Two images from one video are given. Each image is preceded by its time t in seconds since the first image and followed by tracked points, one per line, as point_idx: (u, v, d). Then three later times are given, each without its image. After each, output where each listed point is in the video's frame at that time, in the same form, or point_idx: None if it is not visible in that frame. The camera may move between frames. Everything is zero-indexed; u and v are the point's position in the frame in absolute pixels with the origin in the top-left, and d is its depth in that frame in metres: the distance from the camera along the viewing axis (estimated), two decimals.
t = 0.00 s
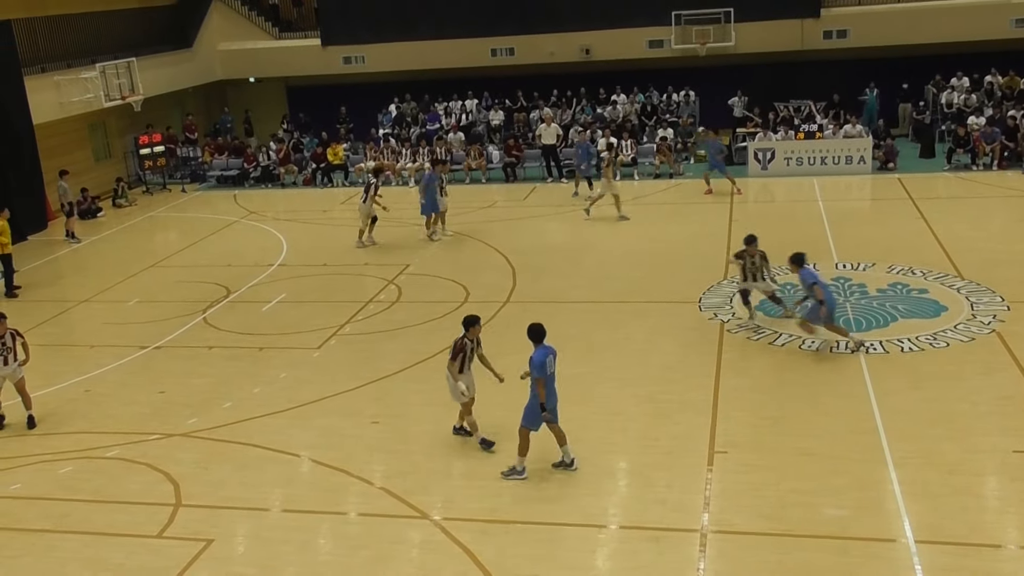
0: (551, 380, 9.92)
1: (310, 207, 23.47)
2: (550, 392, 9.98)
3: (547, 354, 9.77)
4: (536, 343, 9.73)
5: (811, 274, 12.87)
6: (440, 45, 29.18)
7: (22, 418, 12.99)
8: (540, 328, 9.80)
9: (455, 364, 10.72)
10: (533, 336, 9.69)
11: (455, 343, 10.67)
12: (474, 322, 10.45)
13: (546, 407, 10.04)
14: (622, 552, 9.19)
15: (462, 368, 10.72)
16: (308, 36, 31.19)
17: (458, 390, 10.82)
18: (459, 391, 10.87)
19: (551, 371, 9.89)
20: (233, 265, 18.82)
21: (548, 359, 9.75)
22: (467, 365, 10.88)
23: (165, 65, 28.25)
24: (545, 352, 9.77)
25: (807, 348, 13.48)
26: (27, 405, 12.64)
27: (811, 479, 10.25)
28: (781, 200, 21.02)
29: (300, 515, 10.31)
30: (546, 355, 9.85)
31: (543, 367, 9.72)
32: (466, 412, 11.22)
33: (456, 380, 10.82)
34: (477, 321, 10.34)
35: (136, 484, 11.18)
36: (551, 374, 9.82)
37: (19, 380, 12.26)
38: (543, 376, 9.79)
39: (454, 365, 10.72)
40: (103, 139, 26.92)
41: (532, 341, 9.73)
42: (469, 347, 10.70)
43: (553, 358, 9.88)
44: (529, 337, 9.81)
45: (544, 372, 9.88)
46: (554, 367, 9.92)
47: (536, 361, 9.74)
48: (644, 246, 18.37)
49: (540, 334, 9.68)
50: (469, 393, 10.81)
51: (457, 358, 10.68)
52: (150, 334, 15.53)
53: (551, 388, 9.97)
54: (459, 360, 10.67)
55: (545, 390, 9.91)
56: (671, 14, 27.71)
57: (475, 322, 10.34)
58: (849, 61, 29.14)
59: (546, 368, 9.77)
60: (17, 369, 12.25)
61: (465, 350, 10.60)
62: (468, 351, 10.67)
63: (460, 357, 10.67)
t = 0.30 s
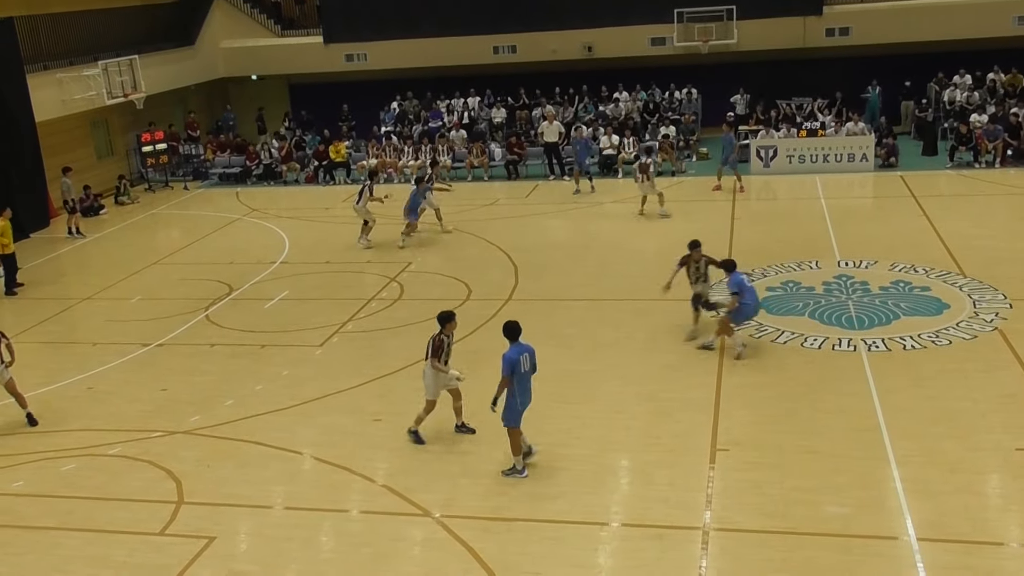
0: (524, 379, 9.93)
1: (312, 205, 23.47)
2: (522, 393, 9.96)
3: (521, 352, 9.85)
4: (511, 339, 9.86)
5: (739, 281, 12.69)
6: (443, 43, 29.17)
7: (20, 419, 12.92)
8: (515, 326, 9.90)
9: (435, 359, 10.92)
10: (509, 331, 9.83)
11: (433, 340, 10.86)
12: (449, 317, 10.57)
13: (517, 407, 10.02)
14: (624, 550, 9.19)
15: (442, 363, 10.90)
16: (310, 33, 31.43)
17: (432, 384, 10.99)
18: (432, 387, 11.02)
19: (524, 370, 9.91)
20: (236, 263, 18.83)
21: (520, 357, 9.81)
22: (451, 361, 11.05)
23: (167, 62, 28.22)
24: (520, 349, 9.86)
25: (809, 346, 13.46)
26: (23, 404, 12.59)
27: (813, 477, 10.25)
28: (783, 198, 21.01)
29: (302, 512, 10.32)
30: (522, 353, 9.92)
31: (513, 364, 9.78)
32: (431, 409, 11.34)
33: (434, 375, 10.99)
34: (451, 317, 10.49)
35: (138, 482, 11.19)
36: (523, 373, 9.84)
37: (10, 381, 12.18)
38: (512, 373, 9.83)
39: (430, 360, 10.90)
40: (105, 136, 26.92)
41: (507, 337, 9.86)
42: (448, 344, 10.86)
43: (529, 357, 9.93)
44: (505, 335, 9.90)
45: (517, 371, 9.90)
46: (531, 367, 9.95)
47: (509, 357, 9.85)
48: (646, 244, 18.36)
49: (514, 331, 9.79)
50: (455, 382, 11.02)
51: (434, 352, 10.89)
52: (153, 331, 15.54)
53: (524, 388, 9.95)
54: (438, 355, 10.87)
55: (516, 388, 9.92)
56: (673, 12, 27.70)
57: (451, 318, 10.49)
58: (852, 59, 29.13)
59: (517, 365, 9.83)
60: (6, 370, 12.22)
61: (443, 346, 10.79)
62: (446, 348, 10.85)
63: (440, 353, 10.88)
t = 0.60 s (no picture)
0: (508, 381, 10.05)
1: (316, 206, 23.50)
2: (507, 394, 10.07)
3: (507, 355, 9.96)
4: (498, 342, 9.91)
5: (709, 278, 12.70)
6: (447, 44, 29.21)
7: (0, 418, 12.94)
8: (502, 327, 9.95)
9: (414, 360, 10.96)
10: (496, 333, 9.89)
11: (412, 342, 10.88)
12: (430, 318, 10.59)
13: (501, 408, 10.16)
14: (627, 552, 9.19)
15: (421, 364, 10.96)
16: (315, 34, 31.50)
17: (412, 384, 11.04)
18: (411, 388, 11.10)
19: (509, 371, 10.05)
20: (240, 263, 18.85)
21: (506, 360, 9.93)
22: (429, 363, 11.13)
23: (172, 63, 28.27)
24: (506, 351, 9.98)
25: (813, 348, 13.43)
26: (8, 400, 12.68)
27: (817, 479, 10.24)
28: (787, 200, 20.99)
29: (306, 513, 10.33)
30: (507, 355, 10.03)
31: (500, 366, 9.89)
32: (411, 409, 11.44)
33: (414, 376, 11.06)
34: (433, 320, 10.53)
35: (142, 481, 11.22)
36: (509, 375, 9.98)
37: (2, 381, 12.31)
38: (499, 375, 9.96)
39: (410, 362, 10.91)
40: (109, 137, 26.98)
41: (493, 339, 9.92)
42: (429, 346, 10.91)
43: (514, 359, 10.07)
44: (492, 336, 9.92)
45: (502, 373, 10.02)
46: (515, 369, 10.09)
47: (496, 359, 9.94)
48: (650, 245, 18.35)
49: (499, 333, 9.85)
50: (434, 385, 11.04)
51: (415, 354, 10.92)
52: (157, 332, 15.56)
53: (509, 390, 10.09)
54: (418, 357, 10.91)
55: (502, 389, 10.05)
56: (678, 13, 27.69)
57: (432, 319, 10.52)
58: (856, 61, 29.08)
59: (504, 367, 9.95)
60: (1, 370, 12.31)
61: (424, 348, 10.84)
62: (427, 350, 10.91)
63: (419, 356, 10.89)
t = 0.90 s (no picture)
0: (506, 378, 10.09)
1: (323, 207, 23.56)
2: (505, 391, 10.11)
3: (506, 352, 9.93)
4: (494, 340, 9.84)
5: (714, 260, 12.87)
6: (454, 46, 29.23)
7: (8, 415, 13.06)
8: (498, 325, 9.90)
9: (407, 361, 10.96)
10: (492, 333, 9.83)
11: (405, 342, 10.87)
12: (425, 320, 10.55)
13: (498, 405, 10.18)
14: (631, 556, 9.17)
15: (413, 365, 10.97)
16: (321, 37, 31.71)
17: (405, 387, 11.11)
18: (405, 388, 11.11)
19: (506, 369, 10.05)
20: (246, 265, 18.91)
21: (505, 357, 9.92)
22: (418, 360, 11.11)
23: (179, 66, 28.42)
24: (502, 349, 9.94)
25: (820, 353, 13.37)
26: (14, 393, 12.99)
27: (822, 485, 10.20)
28: (794, 204, 20.91)
29: (310, 514, 10.35)
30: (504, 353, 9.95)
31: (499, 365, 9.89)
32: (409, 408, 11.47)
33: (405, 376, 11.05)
34: (428, 321, 10.52)
35: (148, 481, 11.27)
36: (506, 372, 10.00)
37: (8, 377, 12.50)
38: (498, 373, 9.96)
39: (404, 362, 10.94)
40: (118, 138, 27.11)
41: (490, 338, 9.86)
42: (422, 345, 10.93)
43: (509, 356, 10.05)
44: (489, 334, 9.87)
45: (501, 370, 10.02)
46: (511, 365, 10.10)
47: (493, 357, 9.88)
48: (656, 249, 18.31)
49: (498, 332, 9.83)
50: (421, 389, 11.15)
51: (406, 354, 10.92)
52: (162, 333, 15.62)
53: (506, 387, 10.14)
54: (411, 358, 10.90)
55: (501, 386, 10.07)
56: (685, 16, 27.63)
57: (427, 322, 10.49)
58: (865, 66, 28.94)
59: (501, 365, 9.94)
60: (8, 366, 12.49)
61: (417, 348, 10.86)
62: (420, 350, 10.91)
63: (412, 355, 10.89)
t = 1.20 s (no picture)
0: (522, 378, 10.09)
1: (343, 206, 23.63)
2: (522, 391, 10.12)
3: (519, 352, 9.97)
4: (508, 339, 9.96)
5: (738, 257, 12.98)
6: (474, 46, 29.23)
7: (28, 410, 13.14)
8: (512, 324, 10.00)
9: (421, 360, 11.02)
10: (506, 331, 9.93)
11: (421, 342, 10.96)
12: (437, 319, 10.68)
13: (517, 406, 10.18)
14: (646, 559, 9.13)
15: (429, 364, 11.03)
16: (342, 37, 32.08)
17: (418, 383, 11.07)
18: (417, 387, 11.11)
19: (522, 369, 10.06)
20: (265, 263, 19.01)
21: (518, 357, 9.95)
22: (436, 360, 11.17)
23: (201, 65, 28.57)
24: (517, 348, 10.02)
25: (839, 357, 13.26)
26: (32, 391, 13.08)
27: (840, 491, 10.11)
28: (815, 207, 20.77)
29: (325, 512, 10.38)
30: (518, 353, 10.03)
31: (512, 364, 9.92)
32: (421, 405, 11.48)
33: (420, 375, 11.08)
34: (439, 321, 10.65)
35: (166, 477, 11.34)
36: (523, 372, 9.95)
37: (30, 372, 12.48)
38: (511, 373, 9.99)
39: (417, 360, 11.00)
40: (138, 137, 27.36)
41: (504, 337, 9.97)
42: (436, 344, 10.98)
43: (526, 356, 10.08)
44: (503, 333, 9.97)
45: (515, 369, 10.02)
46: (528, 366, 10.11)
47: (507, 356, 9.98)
48: (676, 251, 18.22)
49: (510, 331, 9.90)
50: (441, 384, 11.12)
51: (422, 354, 10.99)
52: (179, 329, 15.71)
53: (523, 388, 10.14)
54: (426, 357, 10.97)
55: (515, 387, 10.09)
56: (705, 17, 27.46)
57: (438, 321, 10.62)
58: (887, 68, 28.69)
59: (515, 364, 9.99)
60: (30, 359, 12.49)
61: (432, 348, 10.93)
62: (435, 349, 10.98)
63: (427, 355, 10.96)
